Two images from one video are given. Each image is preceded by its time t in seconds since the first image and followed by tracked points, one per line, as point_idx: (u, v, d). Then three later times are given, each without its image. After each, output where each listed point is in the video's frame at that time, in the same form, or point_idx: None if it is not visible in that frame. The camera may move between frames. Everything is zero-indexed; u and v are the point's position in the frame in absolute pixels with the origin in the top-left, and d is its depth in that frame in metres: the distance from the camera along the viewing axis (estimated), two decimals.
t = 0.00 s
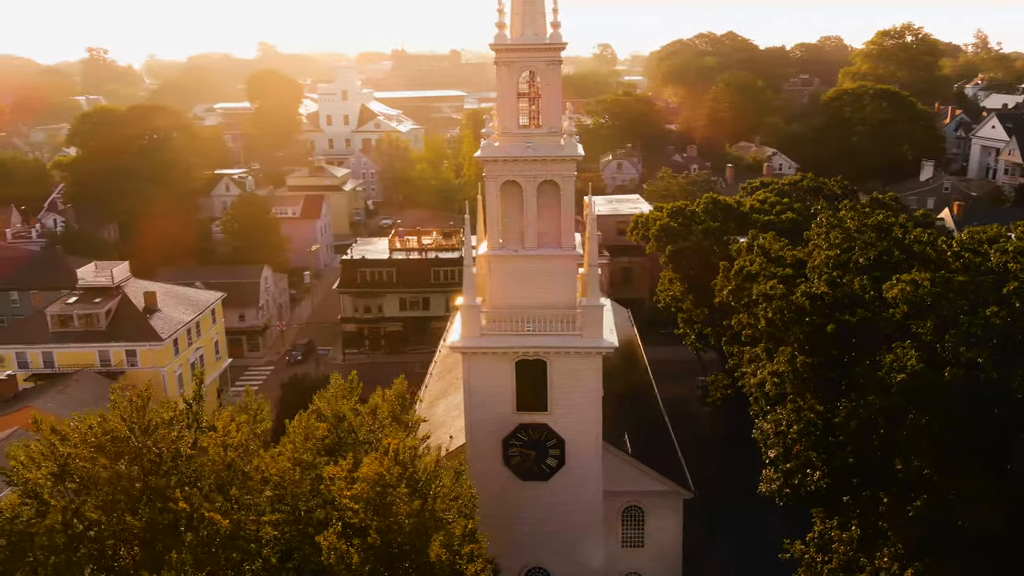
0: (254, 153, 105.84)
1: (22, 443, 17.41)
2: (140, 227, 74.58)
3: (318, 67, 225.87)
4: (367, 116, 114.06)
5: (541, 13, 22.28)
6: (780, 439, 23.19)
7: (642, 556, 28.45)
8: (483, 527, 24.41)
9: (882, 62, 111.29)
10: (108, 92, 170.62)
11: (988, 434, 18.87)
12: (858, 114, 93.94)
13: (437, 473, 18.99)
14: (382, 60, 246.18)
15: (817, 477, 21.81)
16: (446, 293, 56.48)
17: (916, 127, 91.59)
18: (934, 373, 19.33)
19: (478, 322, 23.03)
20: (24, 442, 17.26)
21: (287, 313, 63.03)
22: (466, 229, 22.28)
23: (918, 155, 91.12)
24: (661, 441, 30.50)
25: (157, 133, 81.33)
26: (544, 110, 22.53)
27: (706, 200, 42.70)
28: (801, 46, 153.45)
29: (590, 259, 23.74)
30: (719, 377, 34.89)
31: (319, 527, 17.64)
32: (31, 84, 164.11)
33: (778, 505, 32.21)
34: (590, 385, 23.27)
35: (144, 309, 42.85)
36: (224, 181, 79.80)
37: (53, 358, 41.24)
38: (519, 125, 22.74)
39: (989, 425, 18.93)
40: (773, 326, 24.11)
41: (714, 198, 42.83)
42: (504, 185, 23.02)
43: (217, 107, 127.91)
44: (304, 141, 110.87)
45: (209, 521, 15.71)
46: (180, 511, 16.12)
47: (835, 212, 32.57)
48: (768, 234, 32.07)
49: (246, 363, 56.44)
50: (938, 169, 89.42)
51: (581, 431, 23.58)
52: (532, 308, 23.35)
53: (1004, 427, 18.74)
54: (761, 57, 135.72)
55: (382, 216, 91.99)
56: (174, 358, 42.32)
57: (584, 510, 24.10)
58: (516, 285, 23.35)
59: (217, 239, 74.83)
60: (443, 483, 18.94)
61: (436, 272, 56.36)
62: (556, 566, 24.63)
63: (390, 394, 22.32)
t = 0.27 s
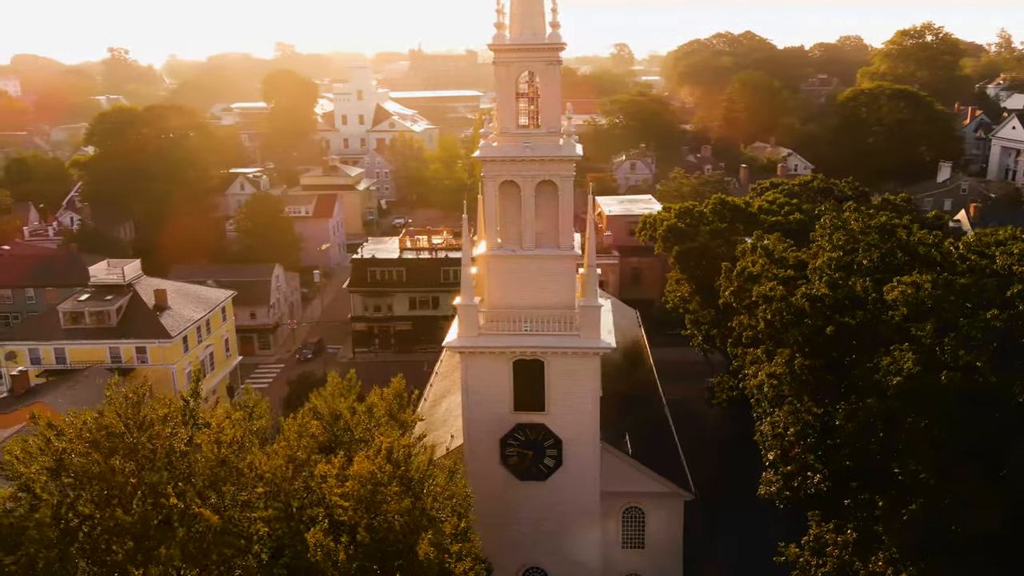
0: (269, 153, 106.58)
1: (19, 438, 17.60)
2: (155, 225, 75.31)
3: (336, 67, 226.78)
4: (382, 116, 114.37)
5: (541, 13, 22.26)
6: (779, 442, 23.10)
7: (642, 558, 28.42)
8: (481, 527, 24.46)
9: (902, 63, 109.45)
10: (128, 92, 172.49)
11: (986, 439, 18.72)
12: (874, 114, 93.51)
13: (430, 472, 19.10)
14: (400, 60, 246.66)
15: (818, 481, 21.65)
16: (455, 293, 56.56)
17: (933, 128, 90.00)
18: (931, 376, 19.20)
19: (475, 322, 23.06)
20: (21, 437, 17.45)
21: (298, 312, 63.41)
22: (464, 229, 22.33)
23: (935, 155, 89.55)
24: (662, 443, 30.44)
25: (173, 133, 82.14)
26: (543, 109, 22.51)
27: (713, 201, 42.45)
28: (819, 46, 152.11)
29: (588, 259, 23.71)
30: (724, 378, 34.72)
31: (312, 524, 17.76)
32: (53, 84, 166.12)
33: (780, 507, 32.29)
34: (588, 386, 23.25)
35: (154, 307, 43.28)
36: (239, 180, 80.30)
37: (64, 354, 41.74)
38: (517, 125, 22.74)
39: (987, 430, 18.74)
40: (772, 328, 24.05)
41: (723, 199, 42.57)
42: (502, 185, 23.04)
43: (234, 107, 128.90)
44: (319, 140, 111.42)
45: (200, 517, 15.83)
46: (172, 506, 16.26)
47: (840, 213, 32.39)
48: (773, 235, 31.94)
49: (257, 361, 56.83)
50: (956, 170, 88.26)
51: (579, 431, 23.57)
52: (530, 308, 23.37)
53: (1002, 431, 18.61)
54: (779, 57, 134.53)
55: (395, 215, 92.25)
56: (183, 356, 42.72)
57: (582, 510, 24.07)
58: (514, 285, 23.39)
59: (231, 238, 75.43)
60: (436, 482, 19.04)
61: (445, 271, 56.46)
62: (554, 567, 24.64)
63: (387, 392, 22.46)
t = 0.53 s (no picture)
0: (284, 152, 107.29)
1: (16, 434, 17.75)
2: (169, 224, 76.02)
3: (352, 67, 227.71)
4: (396, 115, 114.74)
5: (539, 12, 22.27)
6: (777, 444, 23.00)
7: (641, 559, 28.38)
8: (478, 526, 24.50)
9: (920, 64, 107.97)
10: (147, 91, 174.33)
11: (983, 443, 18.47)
12: (891, 113, 92.14)
13: (422, 471, 19.14)
14: (416, 60, 247.36)
15: (817, 484, 21.49)
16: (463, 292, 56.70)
17: (951, 129, 89.28)
18: (927, 379, 19.03)
19: (472, 321, 23.12)
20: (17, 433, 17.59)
21: (309, 310, 63.76)
22: (460, 229, 22.38)
23: (952, 156, 88.76)
24: (663, 445, 30.38)
25: (188, 132, 82.98)
26: (540, 109, 22.51)
27: (720, 202, 42.24)
28: (838, 46, 150.67)
29: (585, 260, 23.71)
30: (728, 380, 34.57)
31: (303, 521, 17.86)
32: (74, 83, 168.15)
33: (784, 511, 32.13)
34: (585, 387, 23.26)
35: (164, 305, 43.74)
36: (253, 179, 80.73)
37: (75, 351, 42.26)
38: (515, 124, 22.80)
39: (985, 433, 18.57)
40: (770, 329, 23.95)
41: (730, 200, 42.34)
42: (499, 185, 23.09)
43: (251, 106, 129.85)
44: (333, 140, 111.96)
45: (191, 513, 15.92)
46: (164, 501, 16.39)
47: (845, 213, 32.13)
48: (777, 236, 31.78)
49: (267, 358, 57.20)
50: (973, 171, 87.07)
51: (575, 432, 23.58)
52: (526, 308, 23.41)
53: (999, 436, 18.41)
54: (796, 57, 133.55)
55: (408, 214, 92.51)
56: (191, 353, 43.12)
57: (580, 511, 24.05)
58: (510, 284, 23.42)
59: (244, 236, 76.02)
60: (428, 481, 19.08)
61: (453, 271, 56.58)
62: (550, 566, 24.62)
63: (386, 392, 22.60)
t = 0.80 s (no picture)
0: (298, 151, 107.93)
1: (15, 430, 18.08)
2: (183, 222, 76.68)
3: (368, 66, 228.69)
4: (409, 115, 115.07)
5: (537, 12, 22.25)
6: (774, 444, 22.75)
7: (641, 560, 28.37)
8: (474, 525, 24.56)
9: (939, 64, 107.14)
10: (165, 90, 176.14)
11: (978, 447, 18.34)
12: (907, 113, 91.26)
13: (414, 469, 19.24)
14: (431, 60, 247.99)
15: (814, 486, 21.27)
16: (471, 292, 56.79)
17: (967, 129, 88.55)
18: (922, 382, 18.93)
19: (469, 321, 23.17)
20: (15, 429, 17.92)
21: (319, 308, 64.12)
22: (456, 228, 22.43)
23: (969, 157, 87.92)
24: (663, 446, 30.36)
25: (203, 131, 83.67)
26: (538, 110, 22.52)
27: (726, 202, 41.95)
28: (856, 46, 149.51)
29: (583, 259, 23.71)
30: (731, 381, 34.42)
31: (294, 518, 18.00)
32: (93, 83, 170.02)
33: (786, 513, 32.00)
34: (581, 386, 23.25)
35: (173, 302, 44.11)
36: (266, 178, 80.80)
37: (85, 348, 42.75)
38: (513, 125, 22.80)
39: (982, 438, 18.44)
40: (767, 330, 23.90)
41: (737, 200, 42.04)
42: (497, 185, 23.12)
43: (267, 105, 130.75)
44: (347, 139, 112.51)
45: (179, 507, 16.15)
46: (155, 496, 16.64)
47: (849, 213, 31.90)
48: (780, 237, 31.62)
49: (276, 356, 57.57)
50: (990, 172, 85.96)
51: (571, 432, 23.59)
52: (523, 308, 23.44)
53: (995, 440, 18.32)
54: (813, 57, 132.61)
55: (420, 214, 92.78)
56: (200, 351, 43.48)
57: (576, 511, 24.05)
58: (507, 284, 23.47)
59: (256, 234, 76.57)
60: (420, 479, 19.18)
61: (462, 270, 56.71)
62: (547, 566, 24.64)
63: (382, 390, 22.73)
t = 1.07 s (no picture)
0: (312, 150, 108.49)
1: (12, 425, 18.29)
2: (197, 221, 77.33)
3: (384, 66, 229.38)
4: (423, 115, 115.29)
5: (535, 12, 22.23)
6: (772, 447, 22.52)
7: (641, 561, 28.40)
8: (472, 524, 24.64)
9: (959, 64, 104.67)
10: (183, 90, 177.64)
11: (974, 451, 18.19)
12: (923, 115, 90.14)
13: (408, 467, 19.28)
14: (447, 59, 248.22)
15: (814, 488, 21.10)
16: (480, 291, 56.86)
17: (986, 130, 87.03)
18: (918, 385, 18.77)
19: (466, 320, 23.23)
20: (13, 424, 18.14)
21: (330, 307, 64.47)
22: (454, 227, 22.50)
23: (988, 158, 86.38)
24: (664, 448, 30.33)
25: (217, 131, 84.33)
26: (535, 110, 22.51)
27: (734, 203, 41.46)
28: (875, 45, 147.80)
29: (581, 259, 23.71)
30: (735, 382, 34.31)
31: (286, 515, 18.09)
32: (113, 83, 171.90)
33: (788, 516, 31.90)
34: (578, 386, 23.26)
35: (182, 300, 44.51)
36: (280, 177, 81.44)
37: (95, 344, 43.29)
38: (511, 125, 22.82)
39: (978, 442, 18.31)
40: (765, 332, 23.83)
41: (744, 201, 41.66)
42: (495, 185, 23.15)
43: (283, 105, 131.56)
44: (361, 139, 112.95)
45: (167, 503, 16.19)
46: (148, 491, 16.78)
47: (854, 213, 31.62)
48: (784, 237, 31.42)
49: (287, 355, 57.97)
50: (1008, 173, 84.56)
51: (568, 432, 23.62)
52: (520, 307, 23.48)
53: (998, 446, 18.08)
54: (831, 56, 131.28)
55: (433, 213, 92.97)
56: (208, 348, 43.85)
57: (573, 510, 24.08)
58: (505, 283, 23.52)
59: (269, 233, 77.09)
60: (414, 478, 19.19)
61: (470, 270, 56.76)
62: (544, 566, 24.69)
63: (379, 388, 22.86)
